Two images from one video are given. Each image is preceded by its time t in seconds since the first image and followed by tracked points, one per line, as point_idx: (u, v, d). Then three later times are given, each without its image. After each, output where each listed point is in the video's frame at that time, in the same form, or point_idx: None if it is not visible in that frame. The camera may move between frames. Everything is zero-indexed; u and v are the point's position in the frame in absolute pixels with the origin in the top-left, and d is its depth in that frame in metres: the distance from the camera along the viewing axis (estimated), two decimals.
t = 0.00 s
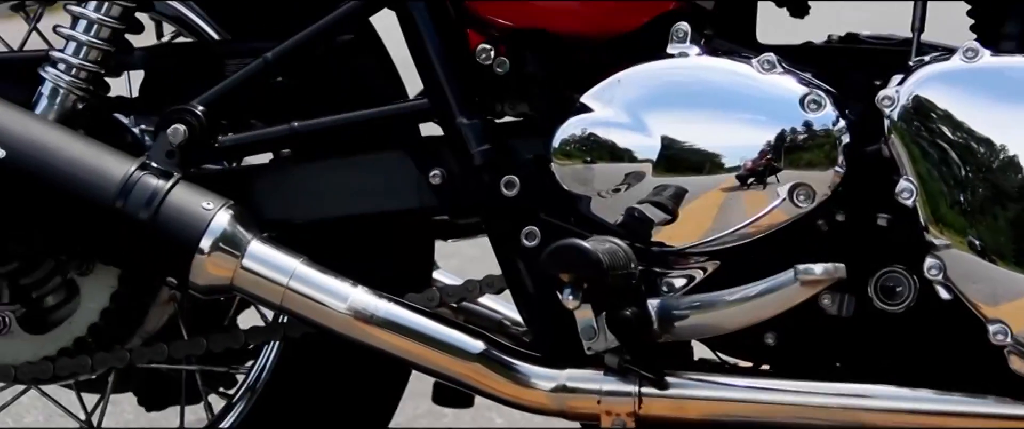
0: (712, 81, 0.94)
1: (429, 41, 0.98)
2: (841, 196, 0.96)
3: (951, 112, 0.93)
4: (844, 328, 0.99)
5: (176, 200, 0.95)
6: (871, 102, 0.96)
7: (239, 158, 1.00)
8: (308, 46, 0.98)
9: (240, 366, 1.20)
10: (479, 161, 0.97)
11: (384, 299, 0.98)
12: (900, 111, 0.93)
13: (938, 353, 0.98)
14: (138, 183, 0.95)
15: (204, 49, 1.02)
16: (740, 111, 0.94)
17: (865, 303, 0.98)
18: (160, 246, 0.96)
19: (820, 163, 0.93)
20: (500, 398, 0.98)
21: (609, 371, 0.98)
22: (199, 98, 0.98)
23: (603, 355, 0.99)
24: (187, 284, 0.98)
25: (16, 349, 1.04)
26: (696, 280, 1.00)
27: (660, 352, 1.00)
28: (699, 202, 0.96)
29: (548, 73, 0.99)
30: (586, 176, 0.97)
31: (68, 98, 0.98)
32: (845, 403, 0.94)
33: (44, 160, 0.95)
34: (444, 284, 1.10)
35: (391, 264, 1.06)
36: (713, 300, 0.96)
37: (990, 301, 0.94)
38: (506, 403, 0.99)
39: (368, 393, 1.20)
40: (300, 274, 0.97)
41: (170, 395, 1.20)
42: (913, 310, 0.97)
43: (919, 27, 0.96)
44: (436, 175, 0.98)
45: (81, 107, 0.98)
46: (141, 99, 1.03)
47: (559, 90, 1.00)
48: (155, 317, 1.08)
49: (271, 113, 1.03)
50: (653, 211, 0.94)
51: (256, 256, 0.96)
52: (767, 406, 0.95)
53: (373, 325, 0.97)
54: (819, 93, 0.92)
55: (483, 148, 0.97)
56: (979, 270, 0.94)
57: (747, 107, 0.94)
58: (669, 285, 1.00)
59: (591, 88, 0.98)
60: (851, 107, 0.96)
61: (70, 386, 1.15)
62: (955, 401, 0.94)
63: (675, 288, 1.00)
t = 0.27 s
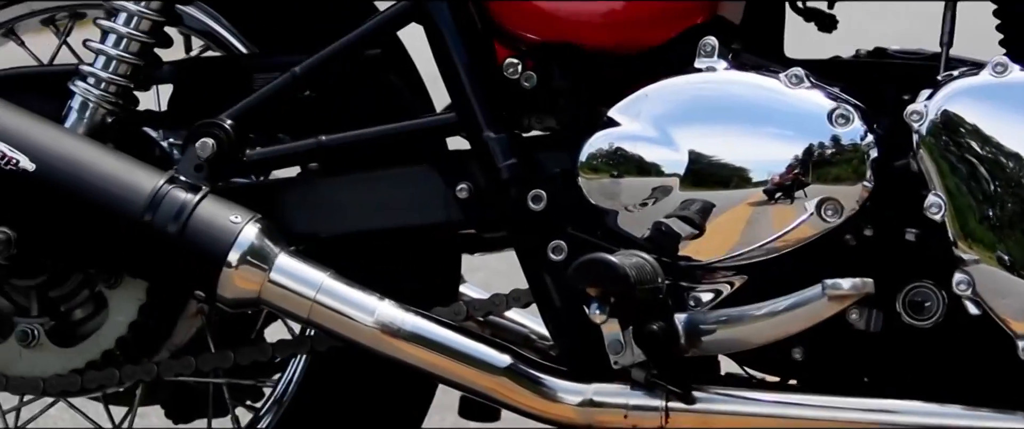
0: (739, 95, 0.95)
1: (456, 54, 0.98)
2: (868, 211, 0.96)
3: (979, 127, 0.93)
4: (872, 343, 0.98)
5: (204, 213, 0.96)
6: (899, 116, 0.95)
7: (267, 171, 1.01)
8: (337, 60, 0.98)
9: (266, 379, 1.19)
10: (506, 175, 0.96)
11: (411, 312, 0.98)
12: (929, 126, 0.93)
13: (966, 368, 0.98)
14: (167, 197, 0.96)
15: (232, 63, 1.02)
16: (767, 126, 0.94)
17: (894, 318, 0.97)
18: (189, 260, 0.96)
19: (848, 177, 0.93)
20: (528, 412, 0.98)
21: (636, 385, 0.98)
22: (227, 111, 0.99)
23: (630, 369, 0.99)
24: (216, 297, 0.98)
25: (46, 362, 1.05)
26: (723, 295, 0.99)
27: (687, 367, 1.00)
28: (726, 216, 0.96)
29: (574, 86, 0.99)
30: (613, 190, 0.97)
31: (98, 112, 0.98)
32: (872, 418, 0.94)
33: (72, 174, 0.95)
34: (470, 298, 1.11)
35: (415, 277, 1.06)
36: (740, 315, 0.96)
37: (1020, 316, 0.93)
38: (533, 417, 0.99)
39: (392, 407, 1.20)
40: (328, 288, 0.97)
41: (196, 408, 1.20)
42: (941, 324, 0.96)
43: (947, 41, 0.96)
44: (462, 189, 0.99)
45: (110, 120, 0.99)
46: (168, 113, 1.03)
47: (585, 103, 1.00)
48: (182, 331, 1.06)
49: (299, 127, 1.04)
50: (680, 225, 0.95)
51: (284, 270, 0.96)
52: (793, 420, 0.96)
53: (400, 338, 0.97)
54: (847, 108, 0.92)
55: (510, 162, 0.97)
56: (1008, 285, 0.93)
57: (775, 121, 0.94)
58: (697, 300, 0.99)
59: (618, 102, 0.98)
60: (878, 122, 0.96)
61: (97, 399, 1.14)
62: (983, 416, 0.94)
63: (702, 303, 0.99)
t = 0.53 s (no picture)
0: (771, 107, 0.94)
1: (489, 67, 0.99)
2: (901, 226, 0.95)
3: (1014, 140, 0.92)
4: (905, 357, 0.98)
5: (237, 225, 0.96)
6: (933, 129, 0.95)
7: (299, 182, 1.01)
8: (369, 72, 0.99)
9: (298, 390, 1.20)
10: (539, 187, 0.97)
11: (443, 324, 0.98)
12: (963, 139, 0.92)
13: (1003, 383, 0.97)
14: (201, 208, 0.96)
15: (266, 76, 1.03)
16: (800, 138, 0.93)
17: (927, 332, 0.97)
18: (222, 272, 0.96)
19: (881, 190, 0.92)
20: (560, 424, 0.98)
21: (669, 398, 0.98)
22: (260, 123, 0.99)
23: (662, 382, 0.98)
24: (249, 308, 0.98)
25: (82, 371, 1.05)
26: (756, 308, 0.99)
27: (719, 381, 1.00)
28: (759, 228, 0.95)
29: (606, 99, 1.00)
30: (646, 203, 0.97)
31: (133, 123, 0.99)
32: None
33: (105, 185, 0.96)
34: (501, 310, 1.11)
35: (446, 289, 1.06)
36: (773, 328, 0.95)
37: None
38: None
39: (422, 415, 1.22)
40: (360, 300, 0.97)
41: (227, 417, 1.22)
42: (977, 338, 0.95)
43: (982, 54, 0.96)
44: (495, 200, 1.00)
45: (145, 132, 1.00)
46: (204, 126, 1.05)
47: (618, 116, 1.00)
48: (217, 341, 1.07)
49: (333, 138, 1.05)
50: (715, 238, 0.95)
51: (316, 281, 0.96)
52: None
53: (431, 350, 0.97)
54: (881, 120, 0.92)
55: (543, 174, 0.97)
56: None
57: (807, 133, 0.93)
58: (729, 313, 0.99)
59: (650, 114, 0.97)
60: (912, 135, 0.95)
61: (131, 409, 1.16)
62: None
63: (734, 315, 0.99)
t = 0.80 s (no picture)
0: (812, 118, 0.93)
1: (528, 75, 0.99)
2: (944, 237, 0.95)
3: None
4: (947, 369, 0.97)
5: (279, 234, 0.96)
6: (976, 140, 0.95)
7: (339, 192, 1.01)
8: (410, 82, 1.00)
9: (338, 399, 1.20)
10: (578, 197, 0.97)
11: (484, 334, 0.98)
12: (1007, 150, 0.91)
13: None
14: (242, 217, 0.97)
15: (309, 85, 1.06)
16: (841, 149, 0.93)
17: (969, 344, 0.96)
18: (262, 282, 0.96)
19: (923, 201, 0.92)
20: None
21: (708, 409, 0.97)
22: (300, 132, 1.00)
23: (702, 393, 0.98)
24: (289, 318, 0.98)
25: (124, 378, 1.06)
26: (796, 319, 0.98)
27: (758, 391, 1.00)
28: (799, 239, 0.95)
29: (644, 109, 1.00)
30: (686, 213, 0.96)
31: (174, 133, 1.00)
32: None
33: (147, 193, 0.96)
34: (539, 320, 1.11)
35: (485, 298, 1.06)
36: (814, 338, 0.95)
37: None
38: None
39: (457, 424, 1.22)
40: (401, 309, 0.97)
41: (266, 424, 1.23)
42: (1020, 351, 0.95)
43: None
44: (535, 210, 1.00)
45: (185, 141, 1.00)
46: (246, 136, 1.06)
47: (657, 126, 1.00)
48: (258, 348, 1.09)
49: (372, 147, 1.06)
50: (754, 248, 0.95)
51: (357, 291, 0.97)
52: None
53: (472, 359, 0.97)
54: (923, 131, 0.91)
55: (582, 184, 0.97)
56: None
57: (848, 143, 0.92)
58: (770, 324, 0.99)
59: (691, 124, 0.97)
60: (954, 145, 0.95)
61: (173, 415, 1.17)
62: None
63: (775, 326, 0.99)
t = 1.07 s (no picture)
0: (849, 124, 0.93)
1: (565, 79, 0.99)
2: (980, 243, 0.94)
3: None
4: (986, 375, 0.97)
5: (315, 239, 0.96)
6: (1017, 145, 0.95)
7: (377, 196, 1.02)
8: (447, 87, 1.00)
9: (375, 403, 1.21)
10: (616, 202, 0.97)
11: (521, 339, 0.98)
12: None
13: None
14: (279, 221, 0.97)
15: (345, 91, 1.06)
16: (878, 155, 0.92)
17: (1008, 349, 0.97)
18: (299, 287, 0.96)
19: (962, 207, 0.91)
20: None
21: (746, 415, 0.96)
22: (339, 137, 1.01)
23: (739, 398, 0.98)
24: (326, 322, 0.99)
25: (161, 382, 1.06)
26: (835, 324, 0.98)
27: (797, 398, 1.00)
28: (837, 244, 0.94)
29: (682, 114, 1.00)
30: (723, 218, 0.96)
31: (212, 137, 1.01)
32: None
33: (186, 197, 0.97)
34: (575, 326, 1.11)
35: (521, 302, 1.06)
36: (851, 345, 0.94)
37: None
38: None
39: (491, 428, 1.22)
40: (438, 313, 0.97)
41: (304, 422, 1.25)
42: None
43: None
44: (571, 215, 1.00)
45: (224, 146, 1.01)
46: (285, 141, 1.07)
47: (694, 132, 1.01)
48: (294, 353, 1.10)
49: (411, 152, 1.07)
50: (793, 254, 0.93)
51: (394, 295, 0.97)
52: None
53: (509, 364, 0.97)
54: (963, 137, 0.91)
55: (620, 189, 0.97)
56: None
57: (887, 149, 0.92)
58: (807, 329, 0.99)
59: (728, 130, 0.97)
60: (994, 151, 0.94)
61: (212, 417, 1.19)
62: None
63: (813, 331, 0.99)
